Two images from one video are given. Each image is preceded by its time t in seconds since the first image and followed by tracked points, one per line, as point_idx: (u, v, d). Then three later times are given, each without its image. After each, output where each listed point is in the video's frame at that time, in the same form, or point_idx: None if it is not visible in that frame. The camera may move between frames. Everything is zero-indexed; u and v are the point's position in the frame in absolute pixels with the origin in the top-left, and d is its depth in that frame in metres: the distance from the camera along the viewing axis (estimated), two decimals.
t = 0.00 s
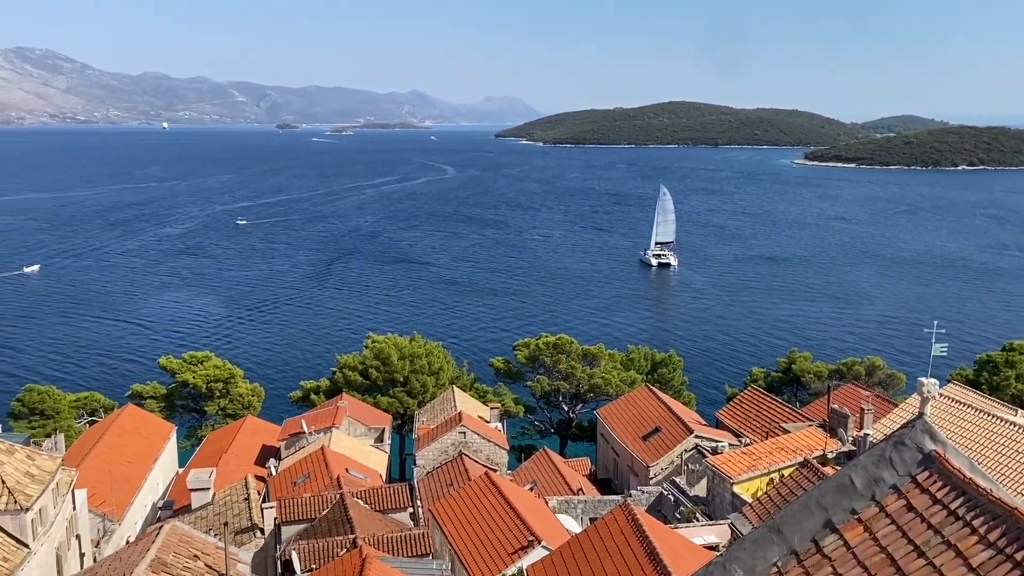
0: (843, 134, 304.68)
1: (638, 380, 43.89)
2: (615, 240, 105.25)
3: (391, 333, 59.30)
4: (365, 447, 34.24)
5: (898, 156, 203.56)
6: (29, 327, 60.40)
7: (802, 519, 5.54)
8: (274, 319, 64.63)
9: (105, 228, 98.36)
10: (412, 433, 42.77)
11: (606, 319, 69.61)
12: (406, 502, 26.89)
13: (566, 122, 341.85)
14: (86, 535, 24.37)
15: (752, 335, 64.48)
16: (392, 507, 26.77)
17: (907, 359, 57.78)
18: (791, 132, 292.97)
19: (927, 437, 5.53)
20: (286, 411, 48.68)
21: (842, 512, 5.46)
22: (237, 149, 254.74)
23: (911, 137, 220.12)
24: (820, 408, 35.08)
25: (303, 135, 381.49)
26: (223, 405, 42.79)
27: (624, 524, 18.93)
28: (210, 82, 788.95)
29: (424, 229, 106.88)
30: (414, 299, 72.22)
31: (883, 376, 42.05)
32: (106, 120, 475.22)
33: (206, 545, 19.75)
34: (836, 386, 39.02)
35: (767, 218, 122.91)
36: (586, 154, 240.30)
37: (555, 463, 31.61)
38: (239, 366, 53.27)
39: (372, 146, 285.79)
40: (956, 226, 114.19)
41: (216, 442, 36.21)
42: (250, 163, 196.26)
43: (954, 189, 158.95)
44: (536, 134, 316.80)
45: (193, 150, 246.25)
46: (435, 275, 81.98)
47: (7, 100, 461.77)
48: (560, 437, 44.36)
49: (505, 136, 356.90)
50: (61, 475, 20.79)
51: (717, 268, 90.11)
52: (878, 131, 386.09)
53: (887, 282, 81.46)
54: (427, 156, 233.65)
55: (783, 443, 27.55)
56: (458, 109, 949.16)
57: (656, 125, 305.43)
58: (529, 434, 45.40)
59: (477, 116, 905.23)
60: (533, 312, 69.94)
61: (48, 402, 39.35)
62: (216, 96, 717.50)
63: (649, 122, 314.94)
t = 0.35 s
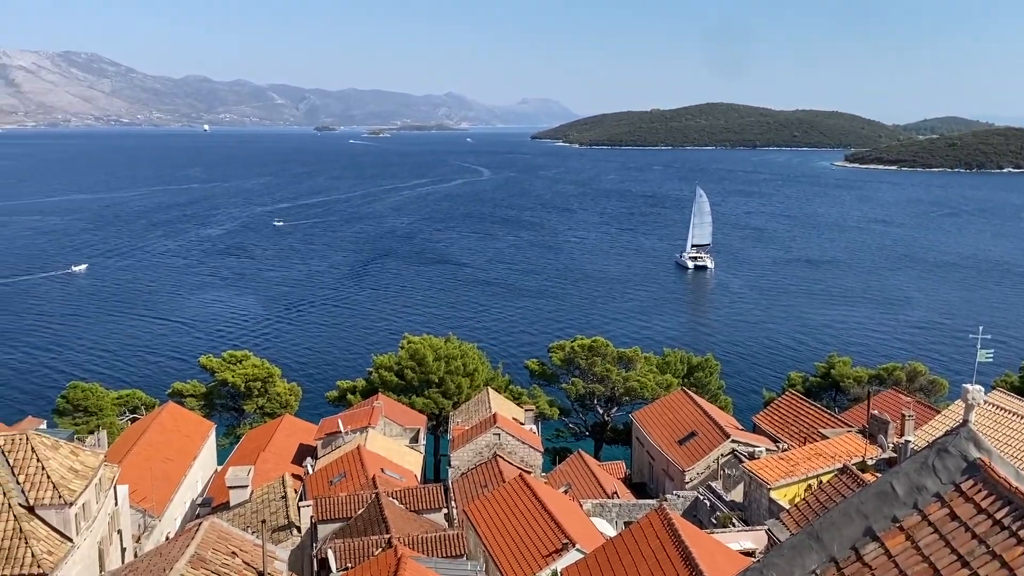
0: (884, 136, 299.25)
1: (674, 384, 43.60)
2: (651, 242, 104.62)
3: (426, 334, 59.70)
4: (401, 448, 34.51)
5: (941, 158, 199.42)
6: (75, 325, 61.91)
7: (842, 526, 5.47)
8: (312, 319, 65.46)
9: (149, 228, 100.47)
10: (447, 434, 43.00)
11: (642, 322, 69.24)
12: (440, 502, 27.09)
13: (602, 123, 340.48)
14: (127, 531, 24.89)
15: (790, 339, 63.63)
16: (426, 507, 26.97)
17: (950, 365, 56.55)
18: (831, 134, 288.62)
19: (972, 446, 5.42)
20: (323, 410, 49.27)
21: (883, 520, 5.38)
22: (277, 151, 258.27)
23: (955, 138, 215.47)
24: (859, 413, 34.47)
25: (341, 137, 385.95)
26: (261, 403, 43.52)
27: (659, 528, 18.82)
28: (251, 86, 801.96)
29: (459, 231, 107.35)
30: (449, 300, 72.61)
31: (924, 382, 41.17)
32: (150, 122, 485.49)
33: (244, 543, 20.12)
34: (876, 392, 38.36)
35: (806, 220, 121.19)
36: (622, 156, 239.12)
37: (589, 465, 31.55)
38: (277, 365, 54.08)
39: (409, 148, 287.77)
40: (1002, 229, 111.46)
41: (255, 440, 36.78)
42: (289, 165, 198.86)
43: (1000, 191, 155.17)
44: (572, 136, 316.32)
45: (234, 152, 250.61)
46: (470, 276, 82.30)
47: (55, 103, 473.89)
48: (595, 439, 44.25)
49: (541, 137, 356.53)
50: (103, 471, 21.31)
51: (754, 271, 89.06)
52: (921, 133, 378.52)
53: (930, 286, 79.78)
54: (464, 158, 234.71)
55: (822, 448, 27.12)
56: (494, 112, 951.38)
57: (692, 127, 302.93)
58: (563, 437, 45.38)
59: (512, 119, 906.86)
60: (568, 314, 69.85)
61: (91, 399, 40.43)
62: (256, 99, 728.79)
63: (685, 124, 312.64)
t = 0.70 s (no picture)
0: (926, 137, 293.06)
1: (709, 388, 43.20)
2: (686, 244, 103.77)
3: (460, 335, 59.96)
4: (434, 448, 34.76)
5: (984, 159, 194.70)
6: (117, 324, 63.35)
7: (883, 534, 5.28)
8: (347, 319, 66.09)
9: (190, 229, 102.39)
10: (481, 435, 43.12)
11: (676, 324, 68.70)
12: (474, 504, 27.24)
13: (636, 125, 338.69)
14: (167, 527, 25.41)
15: (828, 343, 62.61)
16: (460, 507, 27.15)
17: (994, 370, 55.14)
18: (870, 135, 283.50)
19: (1018, 453, 5.23)
20: (358, 410, 49.74)
21: (924, 527, 5.20)
22: (314, 154, 261.16)
23: (999, 139, 210.21)
24: (898, 418, 33.86)
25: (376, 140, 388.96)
26: (298, 403, 44.08)
27: (693, 533, 18.71)
28: (288, 89, 812.91)
29: (493, 232, 107.60)
30: (483, 301, 72.74)
31: (966, 388, 40.28)
32: (191, 125, 494.64)
33: (281, 540, 20.44)
34: (916, 397, 37.58)
35: (845, 222, 119.08)
36: (657, 157, 237.52)
37: (623, 468, 31.45)
38: (313, 365, 54.69)
39: (444, 150, 288.79)
40: None
41: (290, 439, 37.28)
42: (325, 167, 201.31)
43: None
44: (606, 137, 314.93)
45: (272, 154, 254.30)
46: (503, 278, 82.35)
47: (99, 106, 485.15)
48: (629, 442, 44.04)
49: (575, 139, 355.86)
50: (143, 468, 21.80)
51: (791, 273, 87.86)
52: (964, 134, 369.79)
53: (974, 290, 77.89)
54: (498, 159, 235.08)
55: (859, 453, 26.69)
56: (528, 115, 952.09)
57: (728, 128, 300.04)
58: (597, 439, 45.26)
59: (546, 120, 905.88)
60: (602, 316, 69.59)
61: (131, 397, 41.41)
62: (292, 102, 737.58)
63: (721, 125, 309.44)
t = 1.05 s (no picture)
0: (966, 138, 286.86)
1: (743, 392, 42.74)
2: (720, 246, 102.90)
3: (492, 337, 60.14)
4: (467, 449, 34.92)
5: None
6: (156, 323, 64.55)
7: (922, 540, 4.77)
8: (380, 320, 66.65)
9: (227, 231, 104.12)
10: (512, 437, 43.19)
11: (709, 326, 68.16)
12: (506, 505, 27.29)
13: (669, 126, 336.70)
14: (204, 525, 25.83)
15: (865, 346, 61.62)
16: (492, 509, 27.21)
17: None
18: (908, 136, 278.44)
19: None
20: (390, 411, 50.09)
21: (967, 535, 4.76)
22: (347, 156, 263.88)
23: None
24: (937, 424, 33.20)
25: (408, 141, 391.87)
26: (331, 403, 44.46)
27: (728, 537, 18.54)
28: (322, 92, 822.72)
29: (525, 233, 107.60)
30: (515, 302, 72.88)
31: (1008, 393, 39.31)
32: (228, 127, 502.56)
33: (315, 539, 20.71)
34: (956, 402, 36.83)
35: (882, 224, 117.11)
36: (689, 159, 235.91)
37: (656, 472, 31.27)
38: (346, 365, 55.27)
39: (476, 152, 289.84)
40: None
41: (324, 439, 37.73)
42: (359, 169, 203.07)
43: None
44: (639, 138, 313.56)
45: (307, 156, 257.40)
46: (535, 279, 82.41)
47: (139, 110, 495.01)
48: (661, 446, 43.78)
49: (607, 141, 354.60)
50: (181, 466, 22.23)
51: (827, 275, 86.62)
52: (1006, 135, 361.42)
53: (1016, 293, 76.10)
54: (530, 161, 235.28)
55: (897, 459, 26.20)
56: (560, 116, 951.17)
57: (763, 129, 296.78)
58: (629, 442, 45.06)
59: (578, 122, 904.14)
60: (634, 318, 69.31)
61: (168, 396, 42.16)
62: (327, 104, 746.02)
63: (756, 125, 306.19)
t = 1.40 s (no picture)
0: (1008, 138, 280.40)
1: (777, 396, 42.28)
2: (754, 248, 101.89)
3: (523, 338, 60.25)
4: (498, 451, 35.03)
5: None
6: (193, 323, 65.70)
7: (965, 548, 4.53)
8: (413, 320, 67.12)
9: (262, 232, 105.65)
10: (543, 438, 43.22)
11: (742, 329, 67.54)
12: (538, 508, 27.37)
13: (702, 126, 333.79)
14: (239, 524, 26.24)
15: (903, 350, 60.57)
16: (524, 511, 27.32)
17: None
18: (947, 137, 273.12)
19: None
20: (422, 411, 50.43)
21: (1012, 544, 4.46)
22: (381, 158, 266.05)
23: None
24: (977, 429, 32.53)
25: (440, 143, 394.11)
26: (364, 403, 44.89)
27: (763, 541, 18.37)
28: (356, 94, 830.87)
29: (557, 235, 107.45)
30: (546, 304, 72.92)
31: None
32: (263, 130, 509.28)
33: (349, 539, 20.94)
34: (997, 408, 36.06)
35: (920, 226, 115.01)
36: (722, 160, 233.88)
37: (689, 475, 31.07)
38: (379, 366, 55.74)
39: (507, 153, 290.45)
40: None
41: (357, 439, 38.09)
42: (392, 171, 204.39)
43: None
44: (671, 140, 311.65)
45: (340, 158, 259.67)
46: (566, 280, 82.37)
47: (176, 113, 503.61)
48: (693, 450, 43.48)
49: (639, 142, 352.58)
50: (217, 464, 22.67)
51: (864, 277, 85.31)
52: None
53: None
54: (561, 163, 235.06)
55: (935, 465, 25.73)
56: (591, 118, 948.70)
57: (798, 130, 292.96)
58: (661, 446, 44.83)
59: (609, 123, 901.04)
60: (666, 320, 68.92)
61: (205, 395, 42.94)
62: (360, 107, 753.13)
63: (791, 126, 302.65)
